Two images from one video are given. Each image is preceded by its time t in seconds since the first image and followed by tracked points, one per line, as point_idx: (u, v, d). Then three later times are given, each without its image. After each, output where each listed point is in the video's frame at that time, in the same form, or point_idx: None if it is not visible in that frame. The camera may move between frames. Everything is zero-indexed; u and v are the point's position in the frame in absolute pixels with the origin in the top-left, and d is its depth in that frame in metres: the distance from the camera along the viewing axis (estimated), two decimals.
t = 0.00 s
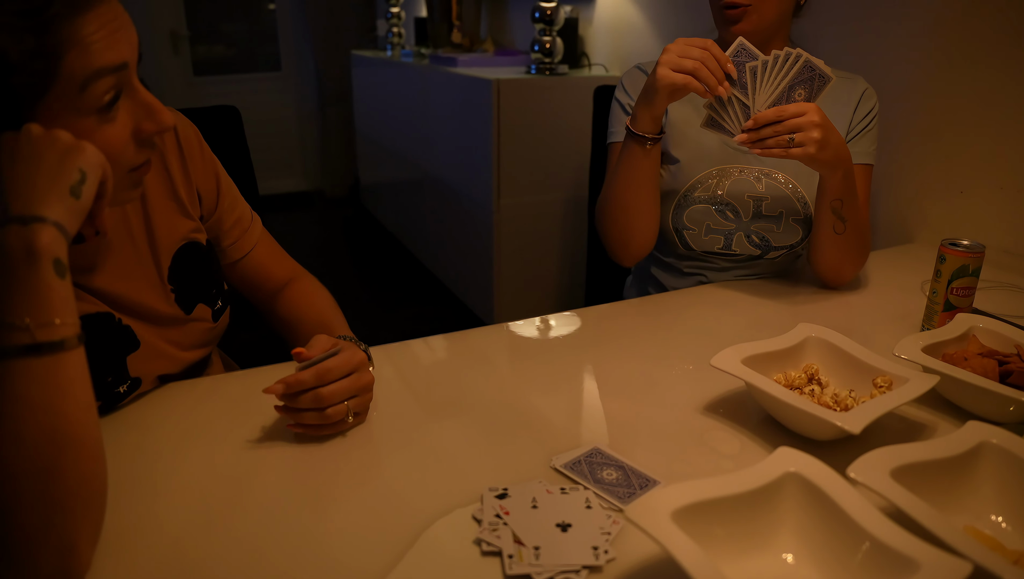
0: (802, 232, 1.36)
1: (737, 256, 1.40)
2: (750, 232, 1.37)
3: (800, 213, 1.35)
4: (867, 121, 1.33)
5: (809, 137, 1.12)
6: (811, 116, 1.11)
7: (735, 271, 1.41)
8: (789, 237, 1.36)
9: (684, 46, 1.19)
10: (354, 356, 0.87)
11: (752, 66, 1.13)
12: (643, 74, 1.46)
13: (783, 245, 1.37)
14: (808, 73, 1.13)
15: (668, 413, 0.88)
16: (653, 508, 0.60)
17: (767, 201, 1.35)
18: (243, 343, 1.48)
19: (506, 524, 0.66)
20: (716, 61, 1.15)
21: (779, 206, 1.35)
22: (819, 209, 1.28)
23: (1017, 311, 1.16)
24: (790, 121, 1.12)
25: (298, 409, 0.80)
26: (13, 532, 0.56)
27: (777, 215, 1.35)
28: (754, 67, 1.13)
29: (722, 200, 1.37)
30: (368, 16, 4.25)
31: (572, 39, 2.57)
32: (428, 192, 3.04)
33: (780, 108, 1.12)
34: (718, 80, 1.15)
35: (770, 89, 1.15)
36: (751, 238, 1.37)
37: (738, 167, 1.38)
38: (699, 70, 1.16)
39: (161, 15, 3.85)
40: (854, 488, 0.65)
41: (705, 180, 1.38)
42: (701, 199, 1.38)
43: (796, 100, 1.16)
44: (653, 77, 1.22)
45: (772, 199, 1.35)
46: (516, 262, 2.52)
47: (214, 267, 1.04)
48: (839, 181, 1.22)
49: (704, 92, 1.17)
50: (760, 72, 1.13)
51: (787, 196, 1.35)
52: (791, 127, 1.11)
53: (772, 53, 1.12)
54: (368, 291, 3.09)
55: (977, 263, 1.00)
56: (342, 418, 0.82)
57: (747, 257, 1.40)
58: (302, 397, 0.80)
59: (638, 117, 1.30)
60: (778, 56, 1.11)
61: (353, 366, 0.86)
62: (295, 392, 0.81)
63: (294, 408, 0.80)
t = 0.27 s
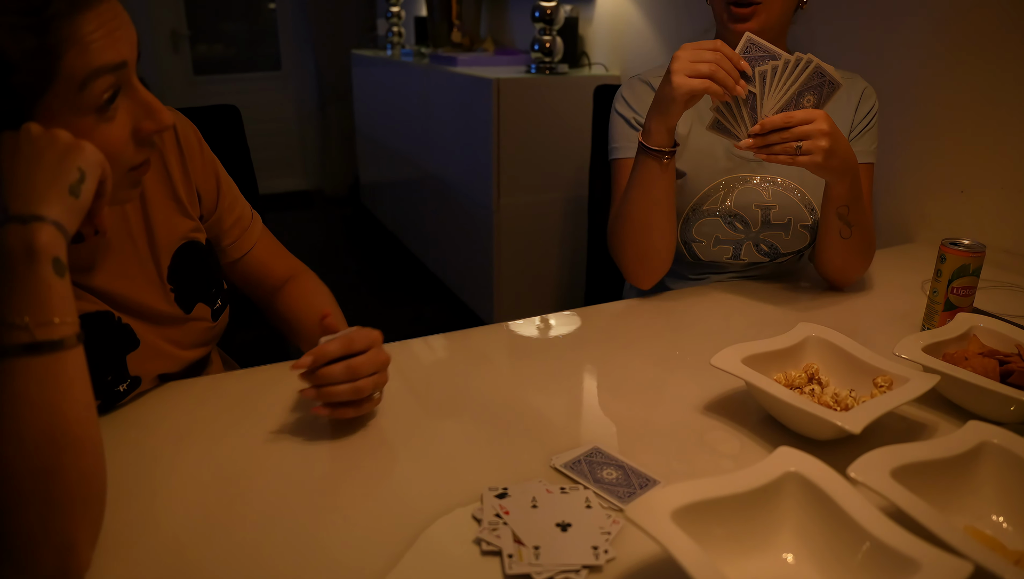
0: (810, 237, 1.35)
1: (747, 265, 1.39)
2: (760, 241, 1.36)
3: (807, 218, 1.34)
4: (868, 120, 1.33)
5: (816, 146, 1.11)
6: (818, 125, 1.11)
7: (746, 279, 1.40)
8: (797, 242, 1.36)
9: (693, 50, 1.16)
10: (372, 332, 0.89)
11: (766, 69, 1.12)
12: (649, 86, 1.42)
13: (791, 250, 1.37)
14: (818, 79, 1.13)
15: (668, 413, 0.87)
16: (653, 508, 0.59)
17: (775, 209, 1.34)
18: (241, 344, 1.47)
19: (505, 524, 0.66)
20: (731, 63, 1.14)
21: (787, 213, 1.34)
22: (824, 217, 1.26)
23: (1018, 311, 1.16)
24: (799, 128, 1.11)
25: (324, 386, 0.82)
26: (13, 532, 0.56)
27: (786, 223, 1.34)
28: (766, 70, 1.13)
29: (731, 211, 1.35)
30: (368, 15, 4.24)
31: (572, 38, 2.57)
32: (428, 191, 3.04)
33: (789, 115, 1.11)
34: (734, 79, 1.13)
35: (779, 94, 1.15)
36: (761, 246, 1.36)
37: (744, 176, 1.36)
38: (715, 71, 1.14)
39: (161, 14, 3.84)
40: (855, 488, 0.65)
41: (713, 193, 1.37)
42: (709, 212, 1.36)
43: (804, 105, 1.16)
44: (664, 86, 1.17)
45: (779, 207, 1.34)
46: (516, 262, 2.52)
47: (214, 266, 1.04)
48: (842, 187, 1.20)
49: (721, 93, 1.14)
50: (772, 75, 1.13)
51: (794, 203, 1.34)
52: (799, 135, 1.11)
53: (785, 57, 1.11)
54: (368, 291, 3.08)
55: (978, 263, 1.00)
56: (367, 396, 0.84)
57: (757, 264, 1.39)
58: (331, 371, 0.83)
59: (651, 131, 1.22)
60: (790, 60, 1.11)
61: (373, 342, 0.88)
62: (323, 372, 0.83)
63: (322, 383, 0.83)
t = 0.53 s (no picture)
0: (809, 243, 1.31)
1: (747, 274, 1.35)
2: (757, 249, 1.32)
3: (805, 225, 1.31)
4: (862, 118, 1.33)
5: (810, 172, 1.08)
6: (813, 150, 1.06)
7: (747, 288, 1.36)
8: (797, 247, 1.32)
9: (681, 72, 1.09)
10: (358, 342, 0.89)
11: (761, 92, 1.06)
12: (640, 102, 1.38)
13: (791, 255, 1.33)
14: (817, 102, 1.07)
15: (670, 412, 0.87)
16: (655, 508, 0.59)
17: (771, 218, 1.31)
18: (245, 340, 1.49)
19: (507, 523, 0.66)
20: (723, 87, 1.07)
21: (785, 221, 1.31)
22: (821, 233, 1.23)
23: (1020, 311, 1.16)
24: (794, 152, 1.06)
25: (326, 405, 0.80)
26: (15, 532, 0.56)
27: (783, 231, 1.30)
28: (761, 93, 1.06)
29: (726, 222, 1.32)
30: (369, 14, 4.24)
31: (573, 38, 2.57)
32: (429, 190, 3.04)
33: (785, 137, 1.06)
34: (726, 105, 1.06)
35: (775, 116, 1.08)
36: (759, 254, 1.32)
37: (739, 186, 1.34)
38: (706, 96, 1.07)
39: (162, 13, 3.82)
40: (857, 489, 0.65)
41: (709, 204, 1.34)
42: (704, 223, 1.33)
43: (801, 127, 1.10)
44: (651, 109, 1.10)
45: (775, 215, 1.31)
46: (517, 261, 2.52)
47: (215, 264, 1.04)
48: (837, 206, 1.18)
49: (712, 118, 1.07)
50: (768, 99, 1.06)
51: (790, 211, 1.31)
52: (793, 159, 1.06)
53: (783, 81, 1.05)
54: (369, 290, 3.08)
55: (980, 263, 0.99)
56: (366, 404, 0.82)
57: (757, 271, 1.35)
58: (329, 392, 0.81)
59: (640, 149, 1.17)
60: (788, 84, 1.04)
61: (361, 351, 0.88)
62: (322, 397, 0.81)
63: (324, 404, 0.81)
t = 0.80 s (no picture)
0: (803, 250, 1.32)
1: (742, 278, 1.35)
2: (752, 255, 1.31)
3: (799, 231, 1.31)
4: (859, 120, 1.33)
5: (808, 185, 1.08)
6: (812, 164, 1.07)
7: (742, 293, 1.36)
8: (792, 253, 1.32)
9: (682, 81, 1.07)
10: (363, 342, 0.88)
11: (761, 106, 1.03)
12: (631, 102, 1.39)
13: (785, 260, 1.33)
14: (817, 115, 1.05)
15: (671, 412, 0.87)
16: (656, 508, 0.59)
17: (767, 225, 1.31)
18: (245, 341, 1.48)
19: (508, 522, 0.66)
20: (723, 99, 1.04)
21: (779, 228, 1.31)
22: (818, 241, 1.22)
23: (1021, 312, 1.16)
24: (792, 165, 1.07)
25: (319, 403, 0.81)
26: (19, 530, 0.56)
27: (778, 238, 1.30)
28: (762, 107, 1.04)
29: (722, 229, 1.31)
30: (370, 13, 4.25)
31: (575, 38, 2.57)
32: (431, 190, 3.04)
33: (785, 150, 1.06)
34: (724, 118, 1.04)
35: (775, 128, 1.06)
36: (754, 260, 1.32)
37: (733, 195, 1.34)
38: (704, 108, 1.04)
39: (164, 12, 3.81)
40: (858, 489, 0.65)
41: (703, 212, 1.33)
42: (699, 231, 1.32)
43: (798, 140, 1.09)
44: (648, 116, 1.09)
45: (770, 222, 1.30)
46: (518, 261, 2.52)
47: (218, 264, 1.04)
48: (835, 217, 1.16)
49: (709, 131, 1.05)
50: (768, 112, 1.04)
51: (785, 217, 1.31)
52: (791, 172, 1.07)
53: (785, 95, 1.02)
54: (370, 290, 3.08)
55: (981, 264, 0.99)
56: (359, 406, 0.82)
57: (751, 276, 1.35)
58: (323, 390, 0.81)
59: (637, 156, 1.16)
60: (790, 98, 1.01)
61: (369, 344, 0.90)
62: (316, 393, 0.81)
63: (316, 403, 0.81)
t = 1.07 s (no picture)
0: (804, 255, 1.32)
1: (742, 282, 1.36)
2: (753, 260, 1.32)
3: (801, 237, 1.31)
4: (862, 122, 1.32)
5: (811, 199, 1.09)
6: (816, 176, 1.07)
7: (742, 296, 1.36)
8: (793, 258, 1.32)
9: (677, 88, 1.07)
10: (368, 345, 0.88)
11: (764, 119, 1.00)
12: (630, 102, 1.40)
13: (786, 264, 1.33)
14: (821, 129, 1.01)
15: (672, 412, 0.88)
16: (658, 508, 0.60)
17: (768, 230, 1.31)
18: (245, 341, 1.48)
19: (510, 523, 0.67)
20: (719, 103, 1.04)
21: (780, 233, 1.30)
22: (824, 249, 1.21)
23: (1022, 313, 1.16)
24: (796, 177, 1.07)
25: (323, 406, 0.80)
26: (23, 530, 0.57)
27: (779, 243, 1.30)
28: (764, 120, 1.01)
29: (722, 235, 1.31)
30: (372, 14, 4.25)
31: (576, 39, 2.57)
32: (432, 190, 3.04)
33: (788, 162, 1.06)
34: (721, 123, 1.03)
35: (778, 139, 1.04)
36: (755, 265, 1.32)
37: (735, 200, 1.33)
38: (699, 114, 1.04)
39: (166, 12, 3.81)
40: (859, 490, 0.65)
41: (703, 218, 1.33)
42: (699, 236, 1.32)
43: (802, 151, 1.07)
44: (645, 124, 1.09)
45: (771, 228, 1.30)
46: (519, 262, 2.53)
47: (218, 262, 1.04)
48: (840, 226, 1.16)
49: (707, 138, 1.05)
50: (769, 126, 1.01)
51: (786, 223, 1.31)
52: (794, 185, 1.07)
53: (787, 108, 0.99)
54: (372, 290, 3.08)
55: (982, 265, 1.00)
56: (363, 410, 0.82)
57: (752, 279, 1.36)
58: (327, 394, 0.81)
59: (638, 165, 1.16)
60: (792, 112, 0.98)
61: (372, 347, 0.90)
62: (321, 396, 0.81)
63: (320, 407, 0.81)
